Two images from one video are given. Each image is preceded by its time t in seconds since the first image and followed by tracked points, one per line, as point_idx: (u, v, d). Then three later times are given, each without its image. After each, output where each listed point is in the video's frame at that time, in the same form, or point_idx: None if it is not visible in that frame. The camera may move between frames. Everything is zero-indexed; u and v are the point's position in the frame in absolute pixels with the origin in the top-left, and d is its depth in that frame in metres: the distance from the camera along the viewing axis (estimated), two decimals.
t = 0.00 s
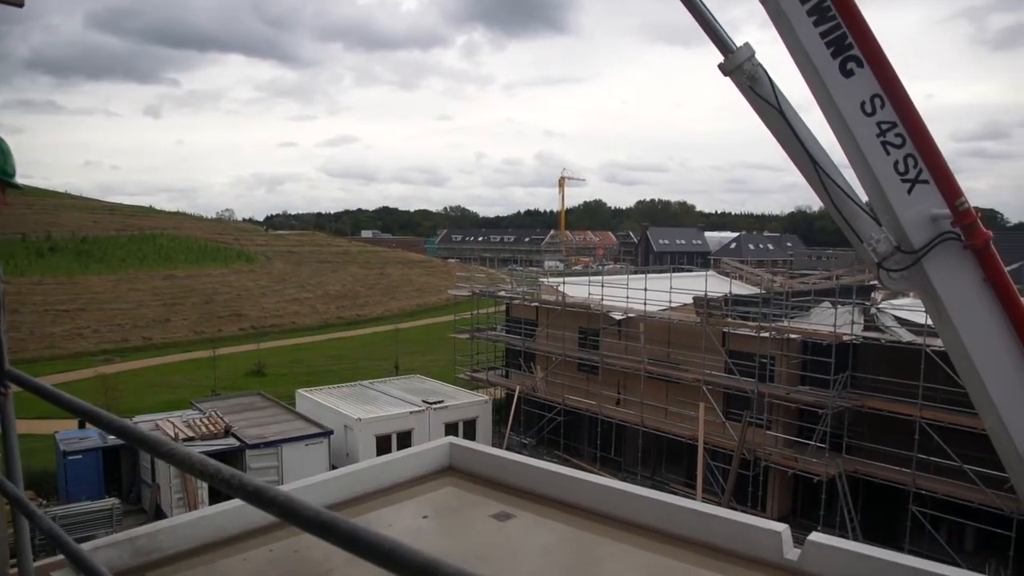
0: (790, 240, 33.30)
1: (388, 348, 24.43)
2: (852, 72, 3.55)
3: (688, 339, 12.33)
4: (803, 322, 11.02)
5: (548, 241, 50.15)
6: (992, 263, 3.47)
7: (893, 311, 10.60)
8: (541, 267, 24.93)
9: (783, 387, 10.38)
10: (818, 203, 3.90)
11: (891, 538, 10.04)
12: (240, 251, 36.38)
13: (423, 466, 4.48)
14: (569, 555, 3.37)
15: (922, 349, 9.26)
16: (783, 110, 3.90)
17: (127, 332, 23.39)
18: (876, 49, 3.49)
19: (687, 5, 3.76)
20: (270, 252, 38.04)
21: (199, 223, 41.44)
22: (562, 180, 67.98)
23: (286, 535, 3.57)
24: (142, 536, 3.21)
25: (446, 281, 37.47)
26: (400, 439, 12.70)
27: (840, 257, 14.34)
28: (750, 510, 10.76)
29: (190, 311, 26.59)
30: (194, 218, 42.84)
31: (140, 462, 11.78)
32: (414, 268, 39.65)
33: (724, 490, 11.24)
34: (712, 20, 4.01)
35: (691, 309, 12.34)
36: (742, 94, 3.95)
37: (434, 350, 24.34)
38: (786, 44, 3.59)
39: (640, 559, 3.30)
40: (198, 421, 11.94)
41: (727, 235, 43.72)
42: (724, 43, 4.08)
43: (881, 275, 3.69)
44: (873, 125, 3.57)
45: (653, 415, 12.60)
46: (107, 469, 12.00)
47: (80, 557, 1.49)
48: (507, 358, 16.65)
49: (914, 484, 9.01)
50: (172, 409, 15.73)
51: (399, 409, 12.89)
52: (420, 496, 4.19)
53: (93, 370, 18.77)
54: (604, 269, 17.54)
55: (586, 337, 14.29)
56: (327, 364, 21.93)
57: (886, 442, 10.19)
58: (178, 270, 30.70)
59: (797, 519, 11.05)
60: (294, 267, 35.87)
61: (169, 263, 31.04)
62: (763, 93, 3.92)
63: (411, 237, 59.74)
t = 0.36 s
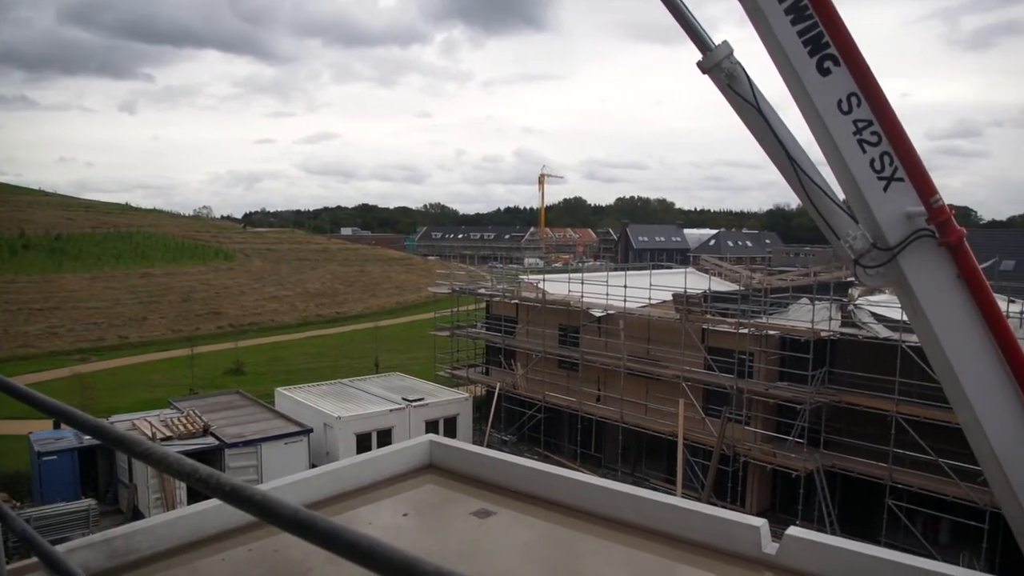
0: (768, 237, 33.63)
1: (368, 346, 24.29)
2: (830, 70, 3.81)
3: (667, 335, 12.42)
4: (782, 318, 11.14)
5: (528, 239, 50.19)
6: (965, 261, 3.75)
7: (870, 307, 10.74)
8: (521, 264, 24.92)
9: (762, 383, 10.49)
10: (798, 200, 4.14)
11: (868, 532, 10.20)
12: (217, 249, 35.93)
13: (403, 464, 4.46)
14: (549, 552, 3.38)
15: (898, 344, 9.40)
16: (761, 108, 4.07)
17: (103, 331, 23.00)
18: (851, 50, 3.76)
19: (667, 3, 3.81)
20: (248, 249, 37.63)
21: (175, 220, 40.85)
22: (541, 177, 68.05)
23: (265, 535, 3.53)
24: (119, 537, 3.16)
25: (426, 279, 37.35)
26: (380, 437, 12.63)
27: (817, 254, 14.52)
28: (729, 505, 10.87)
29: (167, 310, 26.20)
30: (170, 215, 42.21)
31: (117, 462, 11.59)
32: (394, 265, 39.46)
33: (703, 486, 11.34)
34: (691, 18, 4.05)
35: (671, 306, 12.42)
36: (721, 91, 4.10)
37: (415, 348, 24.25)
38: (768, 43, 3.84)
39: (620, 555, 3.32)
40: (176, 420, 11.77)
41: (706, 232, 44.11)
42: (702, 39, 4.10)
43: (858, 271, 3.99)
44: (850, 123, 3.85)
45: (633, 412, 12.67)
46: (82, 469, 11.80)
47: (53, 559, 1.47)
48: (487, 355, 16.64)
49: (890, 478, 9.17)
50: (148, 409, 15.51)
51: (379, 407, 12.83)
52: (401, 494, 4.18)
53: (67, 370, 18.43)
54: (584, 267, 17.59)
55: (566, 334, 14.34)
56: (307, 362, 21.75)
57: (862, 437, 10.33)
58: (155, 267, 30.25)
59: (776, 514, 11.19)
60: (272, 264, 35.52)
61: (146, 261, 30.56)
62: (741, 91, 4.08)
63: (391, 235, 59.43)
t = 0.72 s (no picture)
0: (744, 234, 33.96)
1: (346, 344, 24.11)
2: (804, 68, 3.86)
3: (644, 331, 12.51)
4: (757, 314, 11.27)
5: (505, 236, 50.21)
6: (938, 258, 3.83)
7: (845, 303, 10.88)
8: (499, 261, 24.90)
9: (738, 378, 10.60)
10: (773, 196, 4.19)
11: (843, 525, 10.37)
12: (191, 245, 35.40)
13: (380, 462, 4.43)
14: (525, 549, 3.37)
15: (872, 340, 9.56)
16: (737, 105, 4.11)
17: (74, 329, 22.53)
18: (825, 49, 3.80)
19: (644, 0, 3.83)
20: (222, 246, 37.13)
21: (148, 217, 40.16)
22: (518, 174, 68.12)
23: (241, 534, 3.49)
24: (91, 539, 3.08)
25: (404, 276, 37.18)
26: (358, 435, 12.55)
27: (792, 250, 14.70)
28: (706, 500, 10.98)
29: (140, 308, 25.75)
30: (142, 212, 41.49)
31: (90, 462, 11.37)
32: (371, 262, 39.22)
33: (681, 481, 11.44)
34: (667, 16, 4.06)
35: (648, 302, 12.50)
36: (696, 88, 4.13)
37: (393, 346, 24.13)
38: (743, 42, 3.89)
39: (598, 550, 3.33)
40: (150, 419, 11.57)
41: (682, 228, 44.48)
42: (678, 36, 4.12)
43: (833, 268, 4.06)
44: (824, 120, 3.90)
45: (611, 408, 12.74)
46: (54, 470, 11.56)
47: (21, 560, 1.45)
48: (465, 352, 16.62)
49: (864, 472, 9.32)
50: (121, 409, 15.24)
51: (357, 405, 12.74)
52: (378, 492, 4.15)
53: (37, 370, 18.04)
54: (562, 263, 17.64)
55: (544, 331, 14.37)
56: (283, 360, 21.55)
57: (836, 431, 10.49)
58: (127, 265, 29.70)
59: (752, 508, 11.32)
60: (248, 261, 35.11)
61: (118, 258, 30.00)
62: (717, 89, 4.12)
63: (367, 232, 59.06)
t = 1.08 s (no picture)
0: (718, 231, 34.27)
1: (321, 341, 23.89)
2: (777, 66, 3.90)
3: (619, 327, 12.58)
4: (732, 310, 11.38)
5: (481, 233, 50.14)
6: (907, 254, 3.91)
7: (818, 298, 10.87)
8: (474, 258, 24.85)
9: (713, 373, 10.71)
10: (746, 193, 4.25)
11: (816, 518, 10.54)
12: (163, 242, 34.77)
13: (354, 461, 4.40)
14: (501, 546, 3.37)
15: (844, 335, 9.72)
16: (710, 101, 4.14)
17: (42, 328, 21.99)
18: (798, 46, 3.85)
19: None
20: (195, 243, 36.54)
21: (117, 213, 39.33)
22: (494, 171, 68.05)
23: (215, 534, 3.44)
24: (61, 540, 2.99)
25: (380, 273, 36.93)
26: (334, 433, 12.45)
27: (766, 246, 14.85)
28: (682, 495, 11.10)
29: (110, 306, 25.23)
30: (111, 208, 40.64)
31: (60, 463, 11.12)
32: (347, 260, 38.91)
33: (657, 475, 11.55)
34: (642, 13, 4.08)
35: (623, 298, 12.58)
36: (670, 86, 4.16)
37: (369, 343, 23.96)
38: (718, 41, 3.91)
39: (572, 546, 3.34)
40: (122, 419, 11.33)
41: (658, 225, 44.81)
42: (652, 33, 4.14)
43: (806, 264, 4.14)
44: (797, 118, 3.95)
45: (587, 404, 12.81)
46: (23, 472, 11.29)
47: None
48: (442, 350, 16.57)
49: (837, 465, 9.49)
50: (91, 409, 14.94)
51: (332, 403, 12.64)
52: (354, 490, 4.12)
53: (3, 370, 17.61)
54: (538, 260, 17.65)
55: (520, 328, 14.40)
56: (257, 358, 21.29)
57: (809, 425, 10.64)
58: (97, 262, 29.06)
59: (727, 502, 11.47)
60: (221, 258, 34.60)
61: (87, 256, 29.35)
62: (690, 85, 4.14)
63: (342, 228, 58.57)
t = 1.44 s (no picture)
0: (686, 227, 34.63)
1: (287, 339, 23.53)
2: (743, 64, 3.96)
3: (589, 324, 12.65)
4: (700, 306, 11.52)
5: (450, 229, 49.95)
6: (870, 249, 4.01)
7: (784, 294, 11.04)
8: (443, 255, 24.75)
9: (682, 368, 10.83)
10: (713, 189, 4.29)
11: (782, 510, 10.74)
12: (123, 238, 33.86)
13: (323, 459, 4.35)
14: (471, 543, 3.36)
15: (809, 329, 9.91)
16: (678, 98, 4.17)
17: None
18: (764, 44, 3.90)
19: None
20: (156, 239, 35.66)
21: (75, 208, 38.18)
22: (463, 167, 67.81)
23: (181, 535, 3.37)
24: (21, 545, 2.89)
25: (348, 270, 36.54)
26: (303, 432, 12.28)
27: (732, 242, 15.06)
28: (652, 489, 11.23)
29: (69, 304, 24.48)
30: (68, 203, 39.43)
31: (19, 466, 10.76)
32: (314, 256, 38.40)
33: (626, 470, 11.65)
34: (610, 10, 4.09)
35: (592, 294, 12.64)
36: (638, 83, 4.18)
37: (337, 341, 23.71)
38: (685, 38, 3.95)
39: (542, 542, 3.34)
40: (85, 419, 10.98)
41: (626, 221, 45.14)
42: (620, 30, 4.16)
43: (772, 259, 4.20)
44: (763, 115, 4.01)
45: (556, 399, 12.86)
46: None
47: None
48: (411, 347, 16.47)
49: (803, 458, 9.67)
50: (50, 410, 14.52)
51: (300, 401, 12.48)
52: (321, 489, 4.07)
53: None
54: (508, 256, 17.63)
55: (489, 324, 14.40)
56: (224, 357, 20.93)
57: (776, 419, 10.83)
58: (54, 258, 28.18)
59: (696, 496, 11.62)
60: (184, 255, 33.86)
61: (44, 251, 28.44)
62: (658, 82, 4.17)
63: (309, 224, 57.73)
